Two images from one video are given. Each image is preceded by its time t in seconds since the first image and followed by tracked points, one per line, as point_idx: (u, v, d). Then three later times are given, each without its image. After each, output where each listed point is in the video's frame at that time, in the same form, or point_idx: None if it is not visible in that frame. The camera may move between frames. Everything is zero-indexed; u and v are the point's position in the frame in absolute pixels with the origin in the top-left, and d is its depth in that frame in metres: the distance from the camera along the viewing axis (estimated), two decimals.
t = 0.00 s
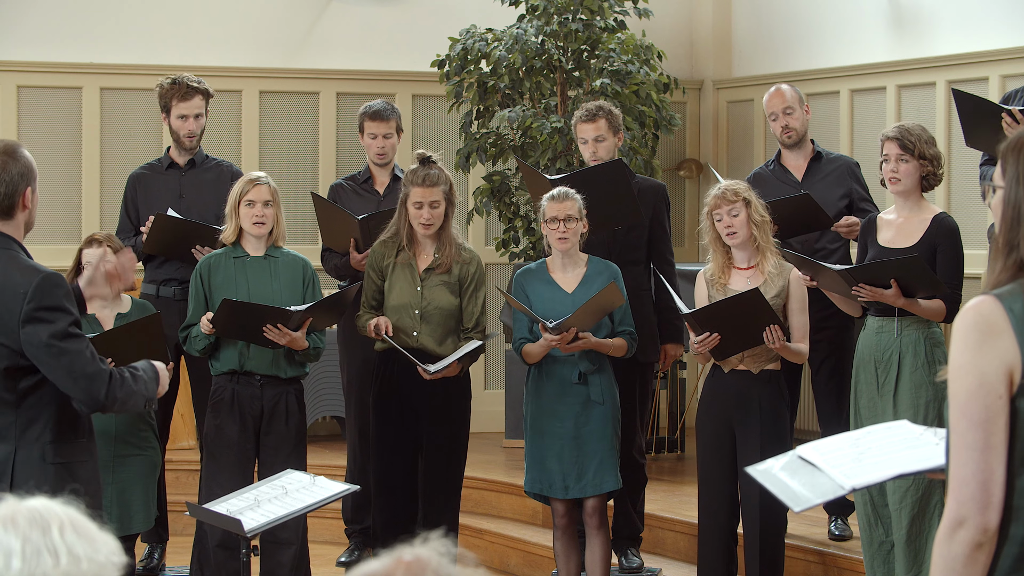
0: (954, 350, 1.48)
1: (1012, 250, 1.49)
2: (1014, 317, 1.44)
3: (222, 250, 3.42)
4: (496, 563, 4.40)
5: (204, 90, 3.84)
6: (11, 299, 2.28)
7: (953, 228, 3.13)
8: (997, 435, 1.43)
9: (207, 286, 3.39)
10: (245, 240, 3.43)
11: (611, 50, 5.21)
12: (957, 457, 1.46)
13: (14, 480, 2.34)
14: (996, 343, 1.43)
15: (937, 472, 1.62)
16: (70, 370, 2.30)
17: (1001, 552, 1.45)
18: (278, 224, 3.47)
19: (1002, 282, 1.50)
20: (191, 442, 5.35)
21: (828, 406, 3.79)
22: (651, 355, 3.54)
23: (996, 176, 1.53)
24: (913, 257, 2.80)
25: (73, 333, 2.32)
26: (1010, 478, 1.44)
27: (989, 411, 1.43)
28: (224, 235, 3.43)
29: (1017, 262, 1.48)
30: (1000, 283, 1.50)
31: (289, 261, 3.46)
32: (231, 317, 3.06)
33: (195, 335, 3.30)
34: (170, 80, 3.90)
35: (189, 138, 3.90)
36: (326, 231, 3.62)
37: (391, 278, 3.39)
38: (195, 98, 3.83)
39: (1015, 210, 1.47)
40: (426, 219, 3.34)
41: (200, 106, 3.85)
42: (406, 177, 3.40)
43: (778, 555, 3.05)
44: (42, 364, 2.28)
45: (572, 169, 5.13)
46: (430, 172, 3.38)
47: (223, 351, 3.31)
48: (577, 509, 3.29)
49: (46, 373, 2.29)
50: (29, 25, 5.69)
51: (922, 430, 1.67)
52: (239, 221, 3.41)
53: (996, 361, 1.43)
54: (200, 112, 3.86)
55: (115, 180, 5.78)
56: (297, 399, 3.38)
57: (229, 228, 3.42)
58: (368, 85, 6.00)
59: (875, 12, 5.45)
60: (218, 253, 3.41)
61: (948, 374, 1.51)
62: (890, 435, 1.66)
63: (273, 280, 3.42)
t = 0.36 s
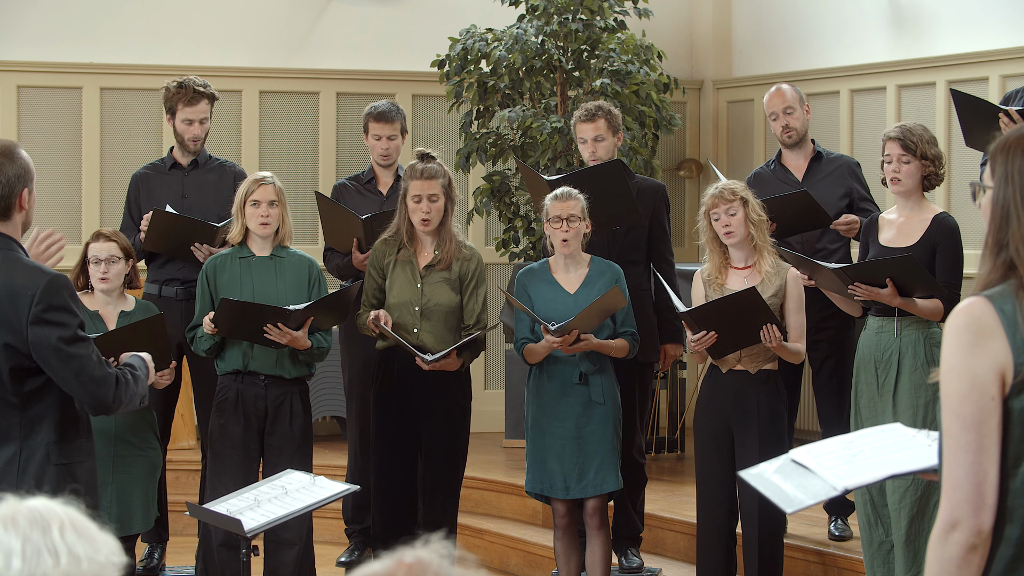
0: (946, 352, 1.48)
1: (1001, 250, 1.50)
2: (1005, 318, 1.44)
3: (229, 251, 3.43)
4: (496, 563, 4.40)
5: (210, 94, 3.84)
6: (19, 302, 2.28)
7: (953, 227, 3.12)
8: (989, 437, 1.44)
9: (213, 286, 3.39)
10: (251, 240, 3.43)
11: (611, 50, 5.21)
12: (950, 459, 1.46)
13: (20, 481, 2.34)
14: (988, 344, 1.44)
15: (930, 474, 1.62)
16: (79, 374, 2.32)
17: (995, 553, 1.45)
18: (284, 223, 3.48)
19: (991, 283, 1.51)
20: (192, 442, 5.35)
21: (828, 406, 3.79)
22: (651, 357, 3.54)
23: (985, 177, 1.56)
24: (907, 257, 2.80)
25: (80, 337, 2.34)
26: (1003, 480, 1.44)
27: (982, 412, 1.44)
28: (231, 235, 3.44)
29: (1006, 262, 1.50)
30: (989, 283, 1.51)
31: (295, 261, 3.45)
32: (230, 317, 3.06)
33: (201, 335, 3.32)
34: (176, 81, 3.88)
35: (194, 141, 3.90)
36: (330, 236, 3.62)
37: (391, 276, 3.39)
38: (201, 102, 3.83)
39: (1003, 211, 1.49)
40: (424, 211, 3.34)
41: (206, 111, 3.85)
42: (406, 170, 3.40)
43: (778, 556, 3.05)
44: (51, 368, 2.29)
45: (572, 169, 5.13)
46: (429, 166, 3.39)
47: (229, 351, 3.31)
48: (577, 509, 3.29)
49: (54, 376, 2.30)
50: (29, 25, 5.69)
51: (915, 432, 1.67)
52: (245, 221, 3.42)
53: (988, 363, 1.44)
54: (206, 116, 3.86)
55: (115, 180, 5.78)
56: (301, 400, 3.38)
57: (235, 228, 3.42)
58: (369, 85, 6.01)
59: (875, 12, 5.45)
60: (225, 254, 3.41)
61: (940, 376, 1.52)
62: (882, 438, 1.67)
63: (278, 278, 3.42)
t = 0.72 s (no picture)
0: (938, 354, 1.48)
1: (992, 249, 1.50)
2: (997, 319, 1.44)
3: (230, 250, 3.43)
4: (496, 563, 4.40)
5: (215, 97, 3.83)
6: (26, 300, 2.28)
7: (953, 228, 3.12)
8: (982, 437, 1.44)
9: (214, 286, 3.40)
10: (253, 241, 3.43)
11: (611, 50, 5.22)
12: (943, 460, 1.46)
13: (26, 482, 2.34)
14: (980, 345, 1.44)
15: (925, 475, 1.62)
16: (86, 374, 2.32)
17: (989, 555, 1.45)
18: (286, 223, 3.48)
19: (981, 283, 1.51)
20: (192, 442, 5.35)
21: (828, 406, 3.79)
22: (650, 357, 3.54)
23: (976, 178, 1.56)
24: (904, 260, 2.80)
25: (85, 338, 2.35)
26: (996, 480, 1.45)
27: (975, 413, 1.44)
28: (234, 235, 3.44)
29: (997, 262, 1.50)
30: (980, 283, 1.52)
31: (295, 261, 3.45)
32: (225, 318, 3.07)
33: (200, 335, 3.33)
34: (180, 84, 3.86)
35: (200, 145, 3.90)
36: (334, 232, 3.66)
37: (392, 277, 3.39)
38: (207, 106, 3.82)
39: (992, 212, 1.50)
40: (423, 219, 3.35)
41: (211, 114, 3.85)
42: (405, 177, 3.41)
43: (778, 556, 3.05)
44: (57, 367, 2.29)
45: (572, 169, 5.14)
46: (427, 172, 3.39)
47: (228, 351, 3.32)
48: (577, 509, 3.29)
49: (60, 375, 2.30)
50: (29, 24, 5.69)
51: (911, 434, 1.67)
52: (246, 222, 3.43)
53: (980, 363, 1.44)
54: (212, 119, 3.87)
55: (116, 180, 5.78)
56: (300, 400, 3.38)
57: (237, 227, 3.43)
58: (369, 85, 6.01)
59: (875, 12, 5.45)
60: (227, 253, 3.41)
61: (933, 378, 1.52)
62: (878, 440, 1.67)
63: (278, 280, 3.42)
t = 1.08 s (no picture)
0: (929, 354, 1.48)
1: (982, 250, 1.52)
2: (988, 319, 1.45)
3: (225, 250, 3.43)
4: (496, 563, 4.40)
5: (219, 97, 3.83)
6: (32, 297, 2.27)
7: (952, 228, 3.12)
8: (979, 433, 1.43)
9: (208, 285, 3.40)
10: (247, 240, 3.43)
11: (611, 50, 5.22)
12: (941, 458, 1.45)
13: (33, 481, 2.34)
14: (973, 344, 1.44)
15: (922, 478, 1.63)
16: (104, 353, 2.29)
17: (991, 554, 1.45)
18: (281, 222, 3.47)
19: (972, 283, 1.52)
20: (192, 442, 5.35)
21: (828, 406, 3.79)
22: (650, 356, 3.55)
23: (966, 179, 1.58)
24: (901, 261, 2.80)
25: (98, 319, 2.32)
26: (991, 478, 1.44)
27: (970, 410, 1.43)
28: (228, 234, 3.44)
29: (987, 262, 1.51)
30: (969, 283, 1.53)
31: (290, 261, 3.45)
32: (220, 319, 3.06)
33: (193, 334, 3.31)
34: (183, 84, 3.86)
35: (203, 145, 3.90)
36: (336, 232, 3.67)
37: (392, 276, 3.39)
38: (210, 107, 3.82)
39: (982, 212, 1.51)
40: (422, 214, 3.35)
41: (214, 115, 3.85)
42: (405, 173, 3.41)
43: (777, 556, 3.05)
44: (75, 354, 2.28)
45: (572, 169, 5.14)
46: (427, 169, 3.38)
47: (222, 350, 3.31)
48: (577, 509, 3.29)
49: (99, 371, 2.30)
50: (29, 24, 5.69)
51: (907, 436, 1.67)
52: (241, 221, 3.42)
53: (972, 362, 1.44)
54: (215, 120, 3.87)
55: (116, 180, 5.78)
56: (295, 400, 3.38)
57: (232, 227, 3.42)
58: (369, 85, 6.01)
59: (875, 12, 5.45)
60: (220, 253, 3.42)
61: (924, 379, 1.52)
62: (873, 444, 1.67)
63: (273, 280, 3.42)
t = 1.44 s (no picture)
0: (918, 353, 1.48)
1: (972, 252, 1.52)
2: (976, 320, 1.45)
3: (216, 250, 3.42)
4: (496, 563, 4.40)
5: (220, 97, 3.83)
6: (35, 304, 2.26)
7: (952, 228, 3.12)
8: (966, 432, 1.43)
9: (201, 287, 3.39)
10: (241, 241, 3.43)
11: (611, 50, 5.22)
12: (929, 457, 1.45)
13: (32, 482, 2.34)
14: (961, 345, 1.44)
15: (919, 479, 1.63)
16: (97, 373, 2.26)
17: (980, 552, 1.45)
18: (273, 225, 3.49)
19: (963, 284, 1.52)
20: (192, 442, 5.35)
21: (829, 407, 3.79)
22: (650, 356, 3.55)
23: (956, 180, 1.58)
24: (900, 260, 2.80)
25: (98, 335, 2.28)
26: (981, 477, 1.44)
27: (957, 410, 1.43)
28: (220, 234, 3.43)
29: (977, 263, 1.51)
30: (959, 285, 1.53)
31: (282, 262, 3.46)
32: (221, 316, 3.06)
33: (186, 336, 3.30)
34: (184, 84, 3.86)
35: (204, 144, 3.90)
36: (342, 233, 3.66)
37: (388, 275, 3.39)
38: (211, 106, 3.82)
39: (972, 214, 1.51)
40: (420, 212, 3.34)
41: (215, 114, 3.85)
42: (401, 171, 3.40)
43: (776, 556, 3.05)
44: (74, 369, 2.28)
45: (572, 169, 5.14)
46: (424, 166, 3.38)
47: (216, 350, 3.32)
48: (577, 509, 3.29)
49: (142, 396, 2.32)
50: (30, 23, 5.69)
51: (905, 433, 1.67)
52: (235, 222, 3.41)
53: (960, 362, 1.44)
54: (216, 120, 3.86)
55: (115, 180, 5.79)
56: (288, 399, 3.38)
57: (225, 226, 3.42)
58: (369, 85, 6.01)
59: (875, 12, 5.45)
60: (210, 254, 3.41)
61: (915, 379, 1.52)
62: (871, 441, 1.67)
63: (265, 280, 3.42)
